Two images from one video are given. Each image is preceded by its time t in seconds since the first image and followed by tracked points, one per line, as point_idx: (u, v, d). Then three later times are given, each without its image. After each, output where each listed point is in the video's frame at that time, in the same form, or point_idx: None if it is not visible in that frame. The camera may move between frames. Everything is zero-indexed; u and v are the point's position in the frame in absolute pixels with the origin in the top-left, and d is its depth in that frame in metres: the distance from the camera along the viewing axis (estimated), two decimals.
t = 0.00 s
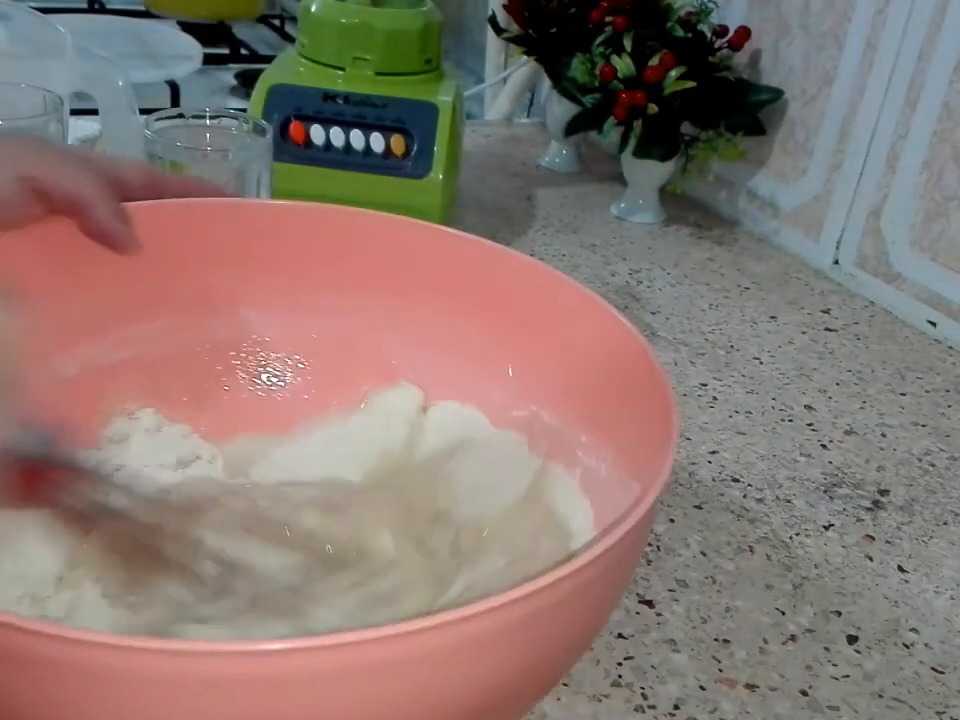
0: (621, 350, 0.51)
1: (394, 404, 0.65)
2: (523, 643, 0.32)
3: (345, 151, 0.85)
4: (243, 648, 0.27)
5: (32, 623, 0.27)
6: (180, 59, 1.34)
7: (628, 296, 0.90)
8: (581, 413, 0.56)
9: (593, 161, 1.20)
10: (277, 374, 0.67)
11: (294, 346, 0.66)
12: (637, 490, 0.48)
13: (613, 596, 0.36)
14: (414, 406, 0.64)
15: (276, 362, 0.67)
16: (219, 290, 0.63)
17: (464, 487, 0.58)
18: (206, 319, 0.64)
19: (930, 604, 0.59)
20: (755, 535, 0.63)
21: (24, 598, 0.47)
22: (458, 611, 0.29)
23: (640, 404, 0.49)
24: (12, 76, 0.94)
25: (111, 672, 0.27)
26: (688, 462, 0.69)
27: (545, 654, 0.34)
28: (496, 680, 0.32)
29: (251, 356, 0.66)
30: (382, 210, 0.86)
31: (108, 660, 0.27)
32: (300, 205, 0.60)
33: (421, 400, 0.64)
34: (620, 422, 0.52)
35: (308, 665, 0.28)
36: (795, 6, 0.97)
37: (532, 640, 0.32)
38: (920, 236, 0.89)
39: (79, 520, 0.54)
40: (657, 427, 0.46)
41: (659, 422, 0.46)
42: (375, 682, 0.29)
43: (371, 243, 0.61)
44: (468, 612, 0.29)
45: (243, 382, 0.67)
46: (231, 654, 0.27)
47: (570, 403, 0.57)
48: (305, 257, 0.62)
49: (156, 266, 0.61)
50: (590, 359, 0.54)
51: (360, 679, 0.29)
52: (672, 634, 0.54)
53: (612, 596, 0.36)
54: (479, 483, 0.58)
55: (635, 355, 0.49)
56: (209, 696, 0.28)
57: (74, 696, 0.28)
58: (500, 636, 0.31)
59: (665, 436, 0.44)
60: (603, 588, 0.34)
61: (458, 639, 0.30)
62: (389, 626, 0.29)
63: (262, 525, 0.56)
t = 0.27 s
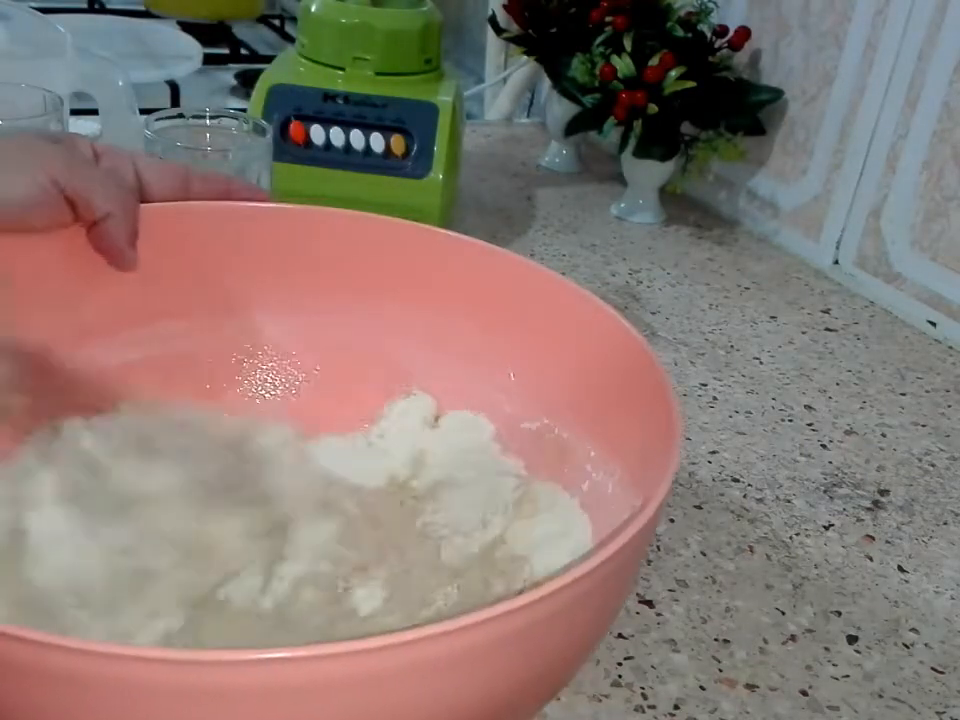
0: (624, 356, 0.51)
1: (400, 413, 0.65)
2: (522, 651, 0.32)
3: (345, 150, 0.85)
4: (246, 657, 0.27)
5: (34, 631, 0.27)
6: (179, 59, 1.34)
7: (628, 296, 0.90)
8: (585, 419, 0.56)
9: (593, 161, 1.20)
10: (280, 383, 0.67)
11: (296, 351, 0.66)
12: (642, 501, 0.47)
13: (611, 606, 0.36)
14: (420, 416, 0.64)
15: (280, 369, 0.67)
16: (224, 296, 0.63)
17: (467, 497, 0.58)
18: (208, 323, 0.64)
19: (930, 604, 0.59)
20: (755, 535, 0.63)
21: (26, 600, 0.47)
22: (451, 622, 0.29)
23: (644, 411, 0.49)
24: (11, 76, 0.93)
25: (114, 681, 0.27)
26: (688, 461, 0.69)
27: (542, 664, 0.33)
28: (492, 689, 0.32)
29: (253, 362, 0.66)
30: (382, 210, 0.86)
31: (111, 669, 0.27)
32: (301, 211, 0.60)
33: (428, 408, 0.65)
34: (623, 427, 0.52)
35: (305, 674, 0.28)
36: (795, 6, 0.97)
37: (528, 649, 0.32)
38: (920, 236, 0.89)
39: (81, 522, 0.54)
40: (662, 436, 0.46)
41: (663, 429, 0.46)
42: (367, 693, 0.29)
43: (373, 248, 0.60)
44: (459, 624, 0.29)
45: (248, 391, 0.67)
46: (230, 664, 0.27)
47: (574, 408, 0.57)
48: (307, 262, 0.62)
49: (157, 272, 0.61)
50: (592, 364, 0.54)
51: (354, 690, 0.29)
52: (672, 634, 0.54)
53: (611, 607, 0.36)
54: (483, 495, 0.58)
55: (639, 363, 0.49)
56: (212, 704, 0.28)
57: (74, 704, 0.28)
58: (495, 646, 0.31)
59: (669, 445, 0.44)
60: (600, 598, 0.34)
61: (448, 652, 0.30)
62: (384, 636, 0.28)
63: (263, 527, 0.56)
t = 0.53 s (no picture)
0: (624, 357, 0.51)
1: (403, 416, 0.66)
2: (522, 656, 0.32)
3: (345, 150, 0.85)
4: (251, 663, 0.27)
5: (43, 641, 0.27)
6: (179, 59, 1.33)
7: (628, 296, 0.90)
8: (585, 421, 0.56)
9: (592, 161, 1.20)
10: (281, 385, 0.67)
11: (298, 352, 0.66)
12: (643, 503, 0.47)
13: (610, 612, 0.35)
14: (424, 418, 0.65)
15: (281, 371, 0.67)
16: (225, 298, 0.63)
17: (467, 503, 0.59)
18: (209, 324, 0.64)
19: (929, 604, 0.59)
20: (755, 535, 0.63)
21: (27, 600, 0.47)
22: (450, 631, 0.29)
23: (644, 413, 0.49)
24: (11, 76, 0.93)
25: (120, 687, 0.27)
26: (688, 461, 0.69)
27: (542, 669, 0.33)
28: (492, 694, 0.32)
29: (255, 364, 0.66)
30: (383, 210, 0.86)
31: (111, 676, 0.27)
32: (301, 211, 0.60)
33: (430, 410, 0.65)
34: (623, 429, 0.52)
35: (304, 683, 0.28)
36: (795, 6, 0.97)
37: (528, 656, 0.32)
38: (920, 236, 0.89)
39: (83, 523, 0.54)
40: (662, 437, 0.46)
41: (663, 430, 0.46)
42: (364, 702, 0.29)
43: (374, 249, 0.60)
44: (454, 633, 0.29)
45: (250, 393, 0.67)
46: (230, 671, 0.27)
47: (574, 409, 0.57)
48: (308, 263, 0.62)
49: (157, 273, 0.60)
50: (593, 365, 0.54)
51: (354, 696, 0.29)
52: (672, 634, 0.54)
53: (610, 612, 0.36)
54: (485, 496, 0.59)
55: (639, 364, 0.49)
56: (214, 710, 0.28)
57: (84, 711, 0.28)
58: (494, 651, 0.31)
59: (668, 447, 0.44)
60: (600, 604, 0.34)
61: (445, 659, 0.29)
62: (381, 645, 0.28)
63: (263, 528, 0.56)
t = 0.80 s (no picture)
0: (625, 356, 0.51)
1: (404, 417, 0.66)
2: (522, 652, 0.32)
3: (345, 150, 0.85)
4: (249, 657, 0.27)
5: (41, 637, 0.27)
6: (179, 59, 1.33)
7: (628, 296, 0.90)
8: (586, 420, 0.56)
9: (592, 161, 1.20)
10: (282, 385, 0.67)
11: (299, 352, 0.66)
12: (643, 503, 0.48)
13: (610, 608, 0.35)
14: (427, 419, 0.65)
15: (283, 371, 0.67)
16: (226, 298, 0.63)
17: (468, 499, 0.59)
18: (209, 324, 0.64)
19: (929, 604, 0.59)
20: (755, 535, 0.63)
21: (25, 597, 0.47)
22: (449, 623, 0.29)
23: (644, 412, 0.49)
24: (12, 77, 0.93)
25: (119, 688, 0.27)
26: (688, 462, 0.69)
27: (542, 666, 0.33)
28: (492, 691, 0.32)
29: (256, 364, 0.66)
30: (383, 210, 0.86)
31: (111, 669, 0.27)
32: (302, 211, 0.59)
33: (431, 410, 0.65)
34: (624, 429, 0.52)
35: (301, 675, 0.28)
36: (795, 6, 0.97)
37: (528, 652, 0.32)
38: (920, 236, 0.89)
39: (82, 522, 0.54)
40: (663, 436, 0.46)
41: (664, 429, 0.46)
42: (363, 695, 0.29)
43: (375, 249, 0.60)
44: (452, 626, 0.29)
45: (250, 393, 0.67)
46: (227, 664, 0.27)
47: (575, 409, 0.57)
48: (308, 263, 0.62)
49: (159, 272, 0.61)
50: (593, 365, 0.54)
51: (354, 689, 0.29)
52: (672, 634, 0.54)
53: (610, 608, 0.36)
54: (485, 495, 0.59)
55: (640, 364, 0.49)
56: (214, 704, 0.28)
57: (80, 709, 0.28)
58: (494, 647, 0.31)
59: (670, 447, 0.44)
60: (600, 600, 0.34)
61: (445, 652, 0.29)
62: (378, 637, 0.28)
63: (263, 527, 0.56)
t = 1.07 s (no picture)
0: (625, 357, 0.51)
1: (406, 418, 0.65)
2: (526, 654, 0.32)
3: (345, 150, 0.85)
4: (251, 666, 0.27)
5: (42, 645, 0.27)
6: (179, 59, 1.33)
7: (628, 296, 0.90)
8: (586, 420, 0.56)
9: (592, 161, 1.20)
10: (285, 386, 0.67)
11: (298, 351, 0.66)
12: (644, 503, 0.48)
13: (609, 614, 0.35)
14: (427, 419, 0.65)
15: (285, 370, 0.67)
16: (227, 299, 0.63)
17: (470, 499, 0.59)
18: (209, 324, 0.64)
19: (929, 604, 0.59)
20: (755, 535, 0.63)
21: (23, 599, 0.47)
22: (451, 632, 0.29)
23: (644, 412, 0.49)
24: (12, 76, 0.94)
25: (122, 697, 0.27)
26: (688, 462, 0.69)
27: (543, 671, 0.33)
28: (493, 694, 0.32)
29: (258, 364, 0.66)
30: (383, 210, 0.86)
31: (115, 679, 0.27)
32: (304, 211, 0.59)
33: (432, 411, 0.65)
34: (624, 429, 0.52)
35: (306, 686, 0.28)
36: (795, 6, 0.97)
37: (529, 657, 0.32)
38: (920, 236, 0.89)
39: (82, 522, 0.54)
40: (663, 436, 0.46)
41: (664, 430, 0.46)
42: (364, 704, 0.29)
43: (375, 249, 0.60)
44: (454, 634, 0.29)
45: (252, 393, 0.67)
46: (233, 675, 0.27)
47: (575, 409, 0.57)
48: (309, 263, 0.62)
49: (160, 273, 0.61)
50: (593, 365, 0.54)
51: (358, 697, 0.29)
52: (672, 634, 0.54)
53: (610, 613, 0.36)
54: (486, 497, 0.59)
55: (640, 364, 0.49)
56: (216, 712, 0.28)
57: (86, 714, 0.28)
58: (497, 651, 0.31)
59: (670, 447, 0.44)
60: (600, 605, 0.34)
61: (446, 660, 0.29)
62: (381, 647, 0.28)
63: (263, 530, 0.57)
